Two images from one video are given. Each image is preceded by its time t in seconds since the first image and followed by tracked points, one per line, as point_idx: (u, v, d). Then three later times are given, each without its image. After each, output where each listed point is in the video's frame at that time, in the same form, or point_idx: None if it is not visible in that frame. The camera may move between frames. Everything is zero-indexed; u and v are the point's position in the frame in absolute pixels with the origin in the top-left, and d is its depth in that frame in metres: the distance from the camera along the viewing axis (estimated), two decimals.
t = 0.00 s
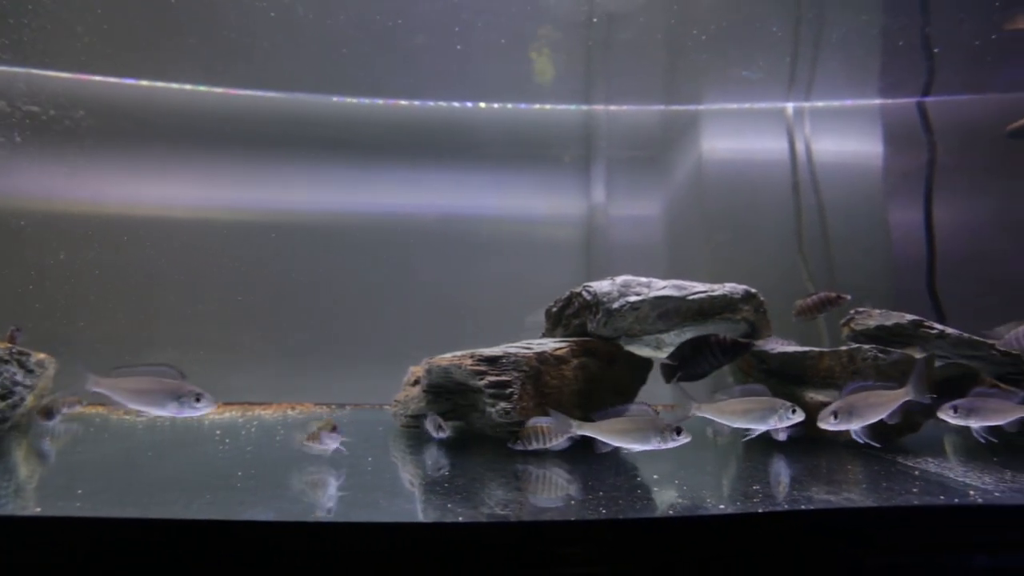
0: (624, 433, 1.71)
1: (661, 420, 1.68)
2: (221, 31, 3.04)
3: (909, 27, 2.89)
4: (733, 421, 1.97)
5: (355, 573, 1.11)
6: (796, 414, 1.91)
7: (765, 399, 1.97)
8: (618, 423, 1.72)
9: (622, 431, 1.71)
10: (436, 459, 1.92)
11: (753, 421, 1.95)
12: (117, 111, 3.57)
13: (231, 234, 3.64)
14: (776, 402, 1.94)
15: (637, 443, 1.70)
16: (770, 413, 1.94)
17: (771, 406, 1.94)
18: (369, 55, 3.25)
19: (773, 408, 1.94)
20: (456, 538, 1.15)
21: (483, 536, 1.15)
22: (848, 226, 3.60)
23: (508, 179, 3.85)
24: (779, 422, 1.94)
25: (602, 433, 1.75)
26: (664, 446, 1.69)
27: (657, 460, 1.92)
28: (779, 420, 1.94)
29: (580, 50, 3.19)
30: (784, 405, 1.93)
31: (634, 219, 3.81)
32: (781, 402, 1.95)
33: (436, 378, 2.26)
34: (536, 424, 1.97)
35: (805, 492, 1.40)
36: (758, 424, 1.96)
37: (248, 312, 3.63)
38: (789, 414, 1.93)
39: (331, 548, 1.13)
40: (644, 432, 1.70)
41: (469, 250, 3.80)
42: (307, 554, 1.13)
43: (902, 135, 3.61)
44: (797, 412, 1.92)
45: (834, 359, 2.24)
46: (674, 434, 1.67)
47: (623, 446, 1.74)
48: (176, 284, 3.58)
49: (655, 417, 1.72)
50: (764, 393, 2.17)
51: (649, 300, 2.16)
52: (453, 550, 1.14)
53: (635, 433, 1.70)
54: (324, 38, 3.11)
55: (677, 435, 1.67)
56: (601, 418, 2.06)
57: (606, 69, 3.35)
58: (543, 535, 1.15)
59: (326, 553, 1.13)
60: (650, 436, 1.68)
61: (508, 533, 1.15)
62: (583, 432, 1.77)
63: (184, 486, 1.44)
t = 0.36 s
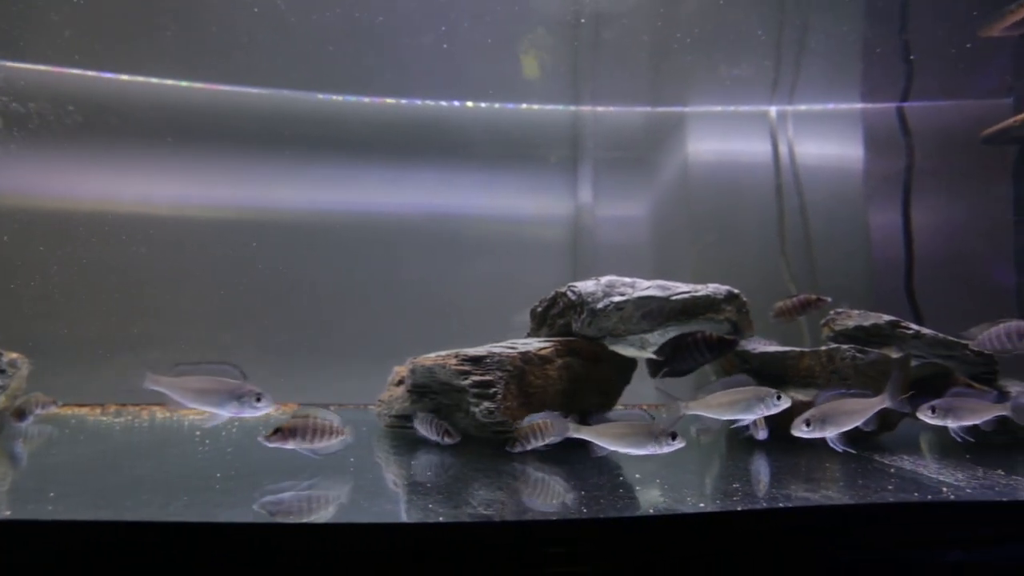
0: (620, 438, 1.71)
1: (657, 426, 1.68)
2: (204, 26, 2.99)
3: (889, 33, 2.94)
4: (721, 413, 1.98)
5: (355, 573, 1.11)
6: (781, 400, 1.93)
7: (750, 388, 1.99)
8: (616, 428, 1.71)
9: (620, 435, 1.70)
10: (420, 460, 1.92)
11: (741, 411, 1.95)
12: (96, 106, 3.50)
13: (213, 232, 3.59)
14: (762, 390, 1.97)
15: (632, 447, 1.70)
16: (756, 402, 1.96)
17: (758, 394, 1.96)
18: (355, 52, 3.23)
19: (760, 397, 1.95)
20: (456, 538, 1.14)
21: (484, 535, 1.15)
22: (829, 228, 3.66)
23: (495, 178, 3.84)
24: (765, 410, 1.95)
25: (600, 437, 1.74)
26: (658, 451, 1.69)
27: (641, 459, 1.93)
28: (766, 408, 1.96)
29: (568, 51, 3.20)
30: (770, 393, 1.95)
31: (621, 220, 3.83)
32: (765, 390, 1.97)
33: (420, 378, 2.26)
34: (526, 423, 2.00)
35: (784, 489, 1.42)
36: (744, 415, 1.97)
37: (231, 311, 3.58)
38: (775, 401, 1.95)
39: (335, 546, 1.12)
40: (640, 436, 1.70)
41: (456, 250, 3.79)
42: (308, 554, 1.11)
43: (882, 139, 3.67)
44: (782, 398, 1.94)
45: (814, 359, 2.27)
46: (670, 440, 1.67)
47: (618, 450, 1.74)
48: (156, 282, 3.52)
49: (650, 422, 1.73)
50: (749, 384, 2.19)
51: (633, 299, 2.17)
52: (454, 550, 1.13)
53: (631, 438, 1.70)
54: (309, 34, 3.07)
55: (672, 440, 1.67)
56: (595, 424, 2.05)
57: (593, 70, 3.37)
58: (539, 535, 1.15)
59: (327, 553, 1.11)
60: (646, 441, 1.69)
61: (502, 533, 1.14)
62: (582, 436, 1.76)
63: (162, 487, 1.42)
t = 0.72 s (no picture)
0: (608, 438, 1.70)
1: (645, 426, 1.68)
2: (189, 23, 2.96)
3: (873, 39, 2.99)
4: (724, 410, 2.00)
5: (355, 573, 1.10)
6: (786, 396, 1.94)
7: (754, 384, 1.99)
8: (604, 428, 1.71)
9: (608, 435, 1.69)
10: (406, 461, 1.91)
11: (747, 409, 1.96)
12: (78, 102, 3.44)
13: (199, 231, 3.54)
14: (766, 386, 1.97)
15: (619, 447, 1.70)
16: (760, 398, 1.96)
17: (762, 390, 1.96)
18: (344, 51, 3.21)
19: (763, 393, 1.96)
20: (452, 538, 1.14)
21: (478, 535, 1.15)
22: (814, 230, 3.71)
23: (484, 178, 3.84)
24: (770, 406, 1.96)
25: (587, 437, 1.73)
26: (644, 451, 1.70)
27: (627, 459, 1.94)
28: (771, 404, 1.96)
29: (558, 52, 3.20)
30: (774, 389, 1.95)
31: (610, 220, 3.84)
32: (768, 386, 1.97)
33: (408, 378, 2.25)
34: (535, 419, 2.00)
35: (768, 487, 1.44)
36: (749, 411, 1.98)
37: (217, 311, 3.54)
38: (779, 397, 1.95)
39: (336, 545, 1.11)
40: (627, 436, 1.70)
41: (445, 250, 3.79)
42: (307, 554, 1.10)
43: (865, 143, 3.73)
44: (786, 393, 1.95)
45: (798, 359, 2.29)
46: (657, 440, 1.68)
47: (604, 450, 1.73)
48: (140, 281, 3.47)
49: (637, 422, 1.73)
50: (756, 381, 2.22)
51: (620, 300, 2.18)
52: (450, 551, 1.13)
53: (619, 438, 1.70)
54: (297, 32, 3.05)
55: (659, 440, 1.68)
56: (584, 425, 2.06)
57: (583, 71, 3.38)
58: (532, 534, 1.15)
59: (326, 554, 1.11)
60: (634, 441, 1.69)
61: (493, 532, 1.15)
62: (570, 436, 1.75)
63: (144, 489, 1.40)
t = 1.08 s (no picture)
0: (600, 437, 1.71)
1: (637, 424, 1.71)
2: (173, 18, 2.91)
3: (856, 44, 3.03)
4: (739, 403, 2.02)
5: (355, 573, 1.10)
6: (797, 389, 1.95)
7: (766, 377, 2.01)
8: (595, 428, 1.72)
9: (599, 434, 1.70)
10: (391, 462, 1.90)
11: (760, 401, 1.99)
12: (57, 97, 3.36)
13: (182, 228, 3.48)
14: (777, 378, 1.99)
15: (613, 445, 1.72)
16: (773, 391, 1.98)
17: (774, 383, 1.98)
18: (331, 49, 3.18)
19: (775, 386, 1.97)
20: (438, 538, 1.14)
21: (464, 535, 1.14)
22: (797, 232, 3.75)
23: (472, 178, 3.83)
24: (782, 398, 1.98)
25: (578, 437, 1.74)
26: (637, 449, 1.72)
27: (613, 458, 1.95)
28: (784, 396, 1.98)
29: (547, 52, 3.20)
30: (786, 382, 1.96)
31: (598, 221, 3.86)
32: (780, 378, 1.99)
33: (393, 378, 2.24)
34: (528, 420, 1.98)
35: (752, 485, 1.46)
36: (762, 403, 2.01)
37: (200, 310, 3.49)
38: (791, 389, 1.96)
39: (338, 543, 1.12)
40: (620, 435, 1.72)
41: (433, 249, 3.77)
42: (308, 554, 1.10)
43: (848, 146, 3.78)
44: (798, 386, 1.96)
45: (780, 359, 2.34)
46: (648, 437, 1.70)
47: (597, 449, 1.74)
48: (120, 280, 3.40)
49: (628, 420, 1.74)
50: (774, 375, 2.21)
51: (606, 300, 2.19)
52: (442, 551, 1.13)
53: (611, 437, 1.71)
54: (283, 29, 3.01)
55: (651, 437, 1.70)
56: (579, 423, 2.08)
57: (572, 72, 3.38)
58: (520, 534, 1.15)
59: (327, 554, 1.11)
60: (627, 439, 1.71)
61: (479, 532, 1.14)
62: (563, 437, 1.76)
63: (123, 492, 1.37)
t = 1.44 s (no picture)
0: (603, 430, 1.75)
1: (637, 414, 1.73)
2: (158, 14, 2.87)
3: (841, 50, 3.08)
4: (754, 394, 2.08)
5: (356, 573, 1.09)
6: (811, 381, 2.00)
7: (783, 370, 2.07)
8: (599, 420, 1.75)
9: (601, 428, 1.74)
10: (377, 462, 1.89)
11: (774, 393, 2.05)
12: (36, 91, 3.28)
13: (165, 226, 3.43)
14: (793, 371, 2.05)
15: (616, 437, 1.74)
16: (787, 384, 2.04)
17: (790, 376, 2.03)
18: (320, 47, 3.16)
19: (790, 379, 2.03)
20: (427, 538, 1.13)
21: (452, 535, 1.14)
22: (782, 233, 3.80)
23: (461, 178, 3.82)
24: (795, 392, 2.04)
25: (584, 432, 1.77)
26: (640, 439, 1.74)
27: (600, 456, 1.97)
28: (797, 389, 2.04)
29: (536, 53, 3.20)
30: (801, 375, 2.02)
31: (586, 221, 3.87)
32: (796, 371, 2.04)
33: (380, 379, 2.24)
34: (520, 419, 1.97)
35: (737, 484, 1.47)
36: (776, 395, 2.06)
37: (184, 309, 3.44)
38: (804, 382, 2.02)
39: (339, 543, 1.12)
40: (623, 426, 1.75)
41: (421, 249, 3.76)
42: (310, 554, 1.10)
43: (832, 150, 3.84)
44: (812, 379, 2.01)
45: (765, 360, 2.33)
46: (652, 427, 1.73)
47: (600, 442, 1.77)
48: (101, 279, 3.34)
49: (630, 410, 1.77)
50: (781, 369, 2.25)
51: (593, 300, 2.20)
52: (432, 552, 1.12)
53: (614, 429, 1.74)
54: (270, 26, 2.98)
55: (654, 427, 1.73)
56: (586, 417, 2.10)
57: (561, 73, 3.39)
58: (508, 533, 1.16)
59: (329, 554, 1.11)
60: (629, 430, 1.73)
61: (465, 532, 1.14)
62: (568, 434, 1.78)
63: (105, 494, 1.35)
